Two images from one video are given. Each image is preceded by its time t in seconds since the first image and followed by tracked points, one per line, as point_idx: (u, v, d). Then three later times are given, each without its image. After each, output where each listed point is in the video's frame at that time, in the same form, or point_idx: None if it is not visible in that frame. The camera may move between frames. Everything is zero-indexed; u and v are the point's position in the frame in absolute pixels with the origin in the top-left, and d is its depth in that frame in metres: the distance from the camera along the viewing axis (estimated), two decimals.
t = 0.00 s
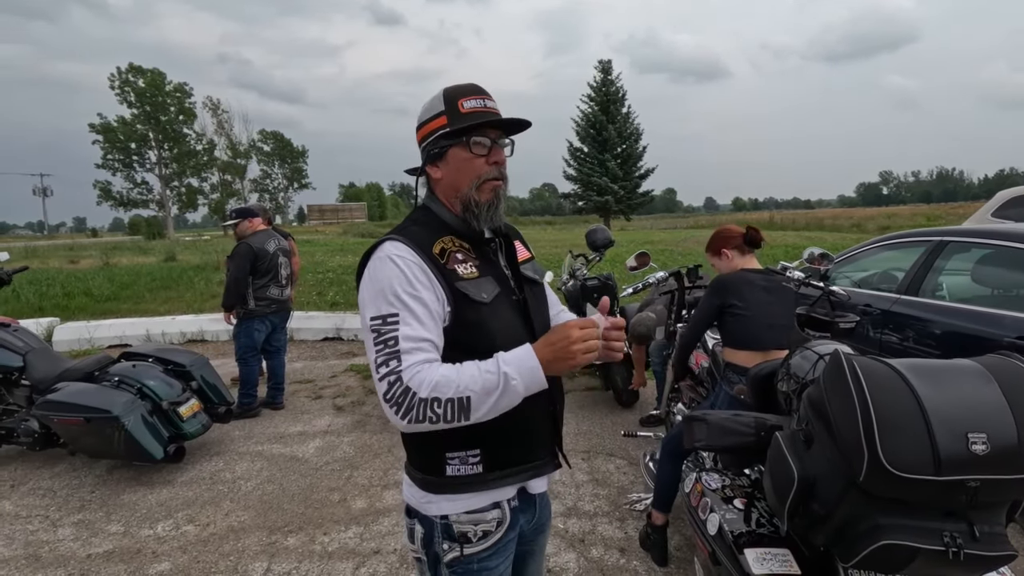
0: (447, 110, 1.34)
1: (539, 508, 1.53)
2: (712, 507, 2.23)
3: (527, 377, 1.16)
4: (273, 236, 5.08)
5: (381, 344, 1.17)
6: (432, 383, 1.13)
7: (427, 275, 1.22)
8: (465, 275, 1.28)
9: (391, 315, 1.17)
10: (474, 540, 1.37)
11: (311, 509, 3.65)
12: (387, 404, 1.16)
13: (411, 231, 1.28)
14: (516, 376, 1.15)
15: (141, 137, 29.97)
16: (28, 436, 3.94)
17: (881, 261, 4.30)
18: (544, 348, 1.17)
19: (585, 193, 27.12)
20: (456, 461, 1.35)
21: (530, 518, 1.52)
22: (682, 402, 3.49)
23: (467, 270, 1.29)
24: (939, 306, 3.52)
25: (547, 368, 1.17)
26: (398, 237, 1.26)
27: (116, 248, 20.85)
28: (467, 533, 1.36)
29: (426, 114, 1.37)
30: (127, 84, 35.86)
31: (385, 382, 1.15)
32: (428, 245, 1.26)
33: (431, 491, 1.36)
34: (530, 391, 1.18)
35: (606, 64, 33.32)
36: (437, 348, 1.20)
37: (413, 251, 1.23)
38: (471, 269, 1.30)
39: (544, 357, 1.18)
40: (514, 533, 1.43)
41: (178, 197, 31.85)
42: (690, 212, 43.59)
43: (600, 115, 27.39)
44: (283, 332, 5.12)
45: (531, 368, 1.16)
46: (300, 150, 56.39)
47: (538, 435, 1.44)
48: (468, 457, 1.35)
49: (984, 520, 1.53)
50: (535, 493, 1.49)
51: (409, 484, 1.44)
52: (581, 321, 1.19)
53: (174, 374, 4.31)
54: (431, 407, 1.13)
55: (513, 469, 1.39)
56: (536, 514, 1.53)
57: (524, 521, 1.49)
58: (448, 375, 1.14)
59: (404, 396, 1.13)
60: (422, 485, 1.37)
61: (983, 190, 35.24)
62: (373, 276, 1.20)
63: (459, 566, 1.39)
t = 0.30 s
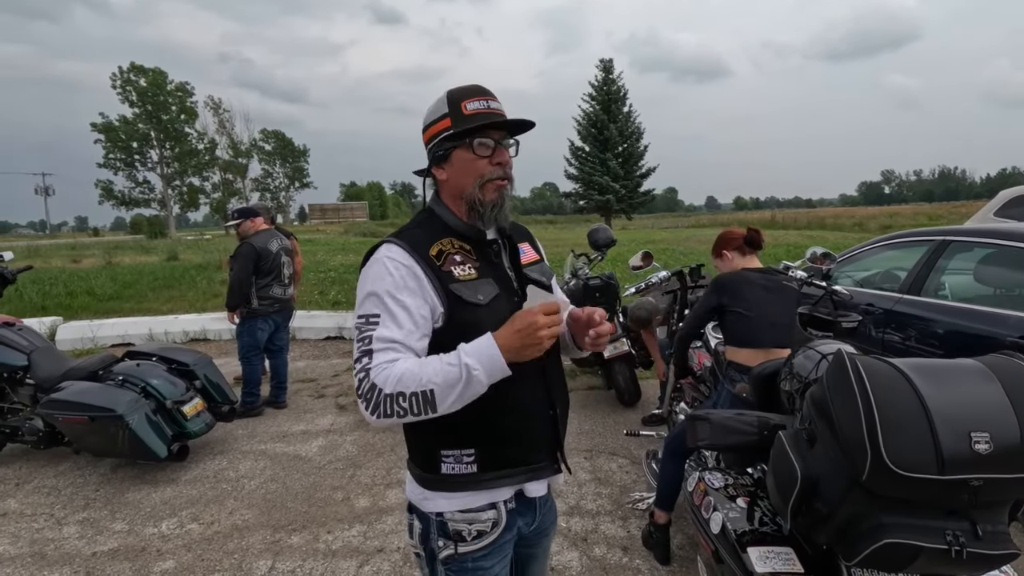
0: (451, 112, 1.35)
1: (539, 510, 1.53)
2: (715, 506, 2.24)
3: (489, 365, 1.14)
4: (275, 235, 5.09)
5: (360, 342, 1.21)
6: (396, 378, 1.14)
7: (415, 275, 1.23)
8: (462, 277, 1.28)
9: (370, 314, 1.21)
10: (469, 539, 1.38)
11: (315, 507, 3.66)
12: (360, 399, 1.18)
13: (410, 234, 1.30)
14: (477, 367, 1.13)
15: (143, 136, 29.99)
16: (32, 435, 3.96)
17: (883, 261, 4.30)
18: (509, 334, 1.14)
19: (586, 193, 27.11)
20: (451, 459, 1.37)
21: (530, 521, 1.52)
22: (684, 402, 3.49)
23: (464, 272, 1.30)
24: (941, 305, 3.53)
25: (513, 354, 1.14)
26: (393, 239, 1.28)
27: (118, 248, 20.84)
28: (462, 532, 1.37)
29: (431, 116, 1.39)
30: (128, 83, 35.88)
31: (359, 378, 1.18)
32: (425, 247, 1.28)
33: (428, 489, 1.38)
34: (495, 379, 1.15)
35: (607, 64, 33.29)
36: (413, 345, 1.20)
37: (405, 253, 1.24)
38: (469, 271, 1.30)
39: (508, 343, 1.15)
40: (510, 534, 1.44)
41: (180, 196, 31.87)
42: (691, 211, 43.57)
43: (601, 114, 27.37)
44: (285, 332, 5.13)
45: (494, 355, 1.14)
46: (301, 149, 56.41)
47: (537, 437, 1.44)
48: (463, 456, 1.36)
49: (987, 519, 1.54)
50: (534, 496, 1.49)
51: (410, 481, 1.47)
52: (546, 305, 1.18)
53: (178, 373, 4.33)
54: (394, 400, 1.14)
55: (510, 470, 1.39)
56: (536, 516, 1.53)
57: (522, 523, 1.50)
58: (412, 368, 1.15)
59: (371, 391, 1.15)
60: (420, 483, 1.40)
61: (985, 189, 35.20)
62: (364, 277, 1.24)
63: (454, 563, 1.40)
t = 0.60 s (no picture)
0: (457, 109, 1.35)
1: (542, 507, 1.54)
2: (718, 504, 2.25)
3: (507, 390, 1.18)
4: (276, 234, 5.09)
5: (371, 349, 1.20)
6: (414, 394, 1.15)
7: (425, 282, 1.23)
8: (467, 279, 1.29)
9: (384, 323, 1.20)
10: (473, 537, 1.39)
11: (318, 505, 3.67)
12: (372, 407, 1.19)
13: (414, 234, 1.30)
14: (496, 391, 1.18)
15: (144, 136, 30.01)
16: (36, 433, 3.98)
17: (885, 260, 4.30)
18: (529, 362, 1.19)
19: (587, 192, 27.10)
20: (455, 460, 1.37)
21: (532, 517, 1.53)
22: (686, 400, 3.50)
23: (469, 274, 1.30)
24: (943, 304, 3.53)
25: (530, 382, 1.19)
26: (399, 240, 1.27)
27: (119, 247, 20.87)
28: (466, 530, 1.38)
29: (436, 113, 1.39)
30: (129, 83, 35.90)
31: (371, 387, 1.18)
32: (430, 248, 1.28)
33: (432, 488, 1.38)
34: (511, 403, 1.21)
35: (608, 62, 33.26)
36: (425, 356, 1.22)
37: (415, 258, 1.24)
38: (473, 273, 1.31)
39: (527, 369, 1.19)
40: (513, 532, 1.45)
41: (181, 195, 31.88)
42: (692, 210, 43.52)
43: (602, 113, 27.35)
44: (287, 330, 5.15)
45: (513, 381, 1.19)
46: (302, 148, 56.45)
47: (540, 437, 1.45)
48: (466, 457, 1.37)
49: (990, 516, 1.55)
50: (536, 494, 1.49)
51: (412, 480, 1.47)
52: (564, 334, 1.22)
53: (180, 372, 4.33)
54: (412, 415, 1.16)
55: (512, 469, 1.40)
56: (538, 512, 1.54)
57: (525, 520, 1.50)
58: (431, 386, 1.17)
59: (387, 403, 1.16)
60: (423, 482, 1.40)
61: (986, 188, 35.14)
62: (372, 281, 1.22)
63: (458, 561, 1.40)
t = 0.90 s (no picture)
0: (460, 108, 1.35)
1: (547, 506, 1.54)
2: (719, 503, 2.24)
3: (518, 396, 1.20)
4: (277, 233, 5.10)
5: (380, 354, 1.19)
6: (427, 399, 1.16)
7: (434, 284, 1.23)
8: (474, 280, 1.28)
9: (394, 327, 1.19)
10: (482, 538, 1.39)
11: (319, 504, 3.67)
12: (381, 412, 1.19)
13: (420, 235, 1.29)
14: (508, 397, 1.19)
15: (144, 135, 30.01)
16: (38, 431, 3.98)
17: (886, 259, 4.30)
18: (540, 367, 1.20)
19: (588, 191, 27.09)
20: (462, 462, 1.37)
21: (537, 516, 1.53)
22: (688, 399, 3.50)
23: (476, 274, 1.30)
24: (944, 303, 3.53)
25: (540, 387, 1.21)
26: (405, 242, 1.26)
27: (120, 246, 20.89)
28: (475, 531, 1.38)
29: (439, 111, 1.39)
30: (130, 82, 35.92)
31: (381, 392, 1.18)
32: (436, 250, 1.28)
33: (437, 490, 1.38)
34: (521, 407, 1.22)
35: (608, 62, 33.22)
36: (435, 360, 1.22)
37: (423, 260, 1.24)
38: (480, 273, 1.30)
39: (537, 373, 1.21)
40: (520, 531, 1.45)
41: (182, 194, 31.90)
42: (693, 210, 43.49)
43: (602, 112, 27.33)
44: (288, 329, 5.15)
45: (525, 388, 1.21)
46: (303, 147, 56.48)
47: (545, 436, 1.46)
48: (475, 459, 1.37)
49: (993, 514, 1.55)
50: (541, 493, 1.50)
51: (417, 481, 1.47)
52: (575, 341, 1.24)
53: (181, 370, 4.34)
54: (423, 421, 1.17)
55: (519, 469, 1.40)
56: (543, 511, 1.54)
57: (530, 519, 1.51)
58: (444, 391, 1.17)
59: (399, 409, 1.16)
60: (428, 484, 1.40)
61: (987, 187, 35.09)
62: (380, 283, 1.21)
63: (466, 562, 1.40)
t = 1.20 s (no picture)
0: (458, 107, 1.35)
1: (547, 507, 1.54)
2: (719, 502, 2.24)
3: (522, 380, 1.20)
4: (278, 232, 5.10)
5: (381, 351, 1.18)
6: (430, 392, 1.15)
7: (431, 280, 1.22)
8: (470, 279, 1.28)
9: (393, 323, 1.18)
10: (481, 540, 1.39)
11: (318, 503, 3.67)
12: (385, 409, 1.18)
13: (415, 233, 1.29)
14: (512, 383, 1.19)
15: (146, 134, 30.02)
16: (38, 430, 3.99)
17: (887, 259, 4.29)
18: (540, 352, 1.20)
19: (588, 190, 27.07)
20: (461, 463, 1.36)
21: (537, 518, 1.52)
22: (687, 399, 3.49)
23: (472, 274, 1.30)
24: (945, 302, 3.53)
25: (543, 373, 1.21)
26: (402, 240, 1.26)
27: (120, 245, 20.87)
28: (474, 532, 1.38)
29: (436, 110, 1.38)
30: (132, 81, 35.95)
31: (384, 388, 1.17)
32: (432, 248, 1.27)
33: (436, 491, 1.38)
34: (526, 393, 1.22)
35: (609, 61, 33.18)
36: (436, 354, 1.21)
37: (419, 256, 1.23)
38: (476, 272, 1.30)
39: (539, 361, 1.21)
40: (519, 532, 1.45)
41: (182, 194, 31.90)
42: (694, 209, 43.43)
43: (603, 112, 27.30)
44: (289, 329, 5.15)
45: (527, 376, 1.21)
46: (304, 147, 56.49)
47: (544, 436, 1.45)
48: (473, 460, 1.36)
49: (993, 515, 1.54)
50: (541, 494, 1.49)
51: (416, 483, 1.47)
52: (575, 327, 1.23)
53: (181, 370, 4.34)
54: (428, 414, 1.16)
55: (519, 470, 1.40)
56: (543, 512, 1.53)
57: (530, 521, 1.50)
58: (447, 382, 1.17)
59: (402, 404, 1.15)
60: (427, 485, 1.40)
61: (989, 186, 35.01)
62: (377, 282, 1.21)
63: (466, 564, 1.40)
